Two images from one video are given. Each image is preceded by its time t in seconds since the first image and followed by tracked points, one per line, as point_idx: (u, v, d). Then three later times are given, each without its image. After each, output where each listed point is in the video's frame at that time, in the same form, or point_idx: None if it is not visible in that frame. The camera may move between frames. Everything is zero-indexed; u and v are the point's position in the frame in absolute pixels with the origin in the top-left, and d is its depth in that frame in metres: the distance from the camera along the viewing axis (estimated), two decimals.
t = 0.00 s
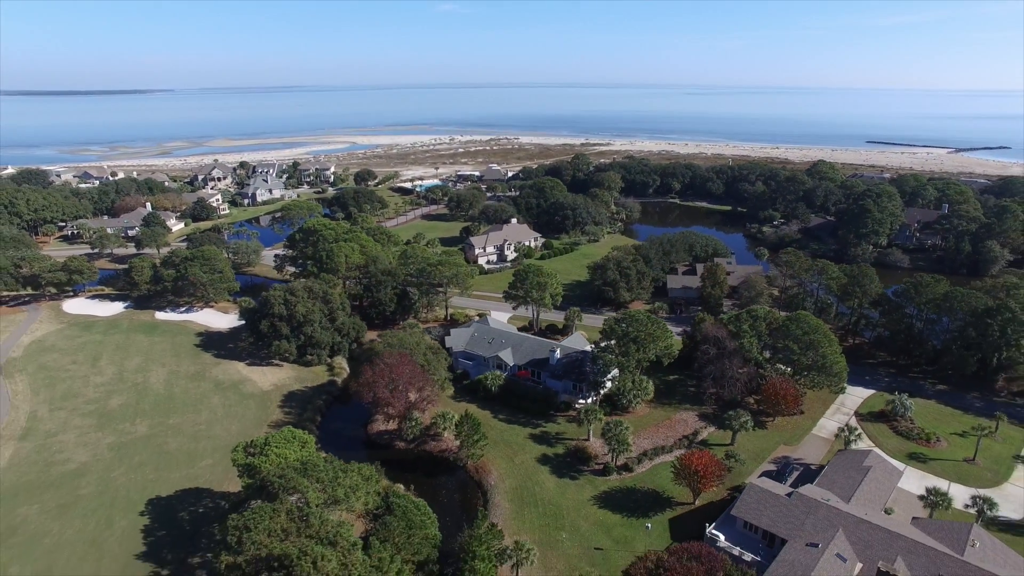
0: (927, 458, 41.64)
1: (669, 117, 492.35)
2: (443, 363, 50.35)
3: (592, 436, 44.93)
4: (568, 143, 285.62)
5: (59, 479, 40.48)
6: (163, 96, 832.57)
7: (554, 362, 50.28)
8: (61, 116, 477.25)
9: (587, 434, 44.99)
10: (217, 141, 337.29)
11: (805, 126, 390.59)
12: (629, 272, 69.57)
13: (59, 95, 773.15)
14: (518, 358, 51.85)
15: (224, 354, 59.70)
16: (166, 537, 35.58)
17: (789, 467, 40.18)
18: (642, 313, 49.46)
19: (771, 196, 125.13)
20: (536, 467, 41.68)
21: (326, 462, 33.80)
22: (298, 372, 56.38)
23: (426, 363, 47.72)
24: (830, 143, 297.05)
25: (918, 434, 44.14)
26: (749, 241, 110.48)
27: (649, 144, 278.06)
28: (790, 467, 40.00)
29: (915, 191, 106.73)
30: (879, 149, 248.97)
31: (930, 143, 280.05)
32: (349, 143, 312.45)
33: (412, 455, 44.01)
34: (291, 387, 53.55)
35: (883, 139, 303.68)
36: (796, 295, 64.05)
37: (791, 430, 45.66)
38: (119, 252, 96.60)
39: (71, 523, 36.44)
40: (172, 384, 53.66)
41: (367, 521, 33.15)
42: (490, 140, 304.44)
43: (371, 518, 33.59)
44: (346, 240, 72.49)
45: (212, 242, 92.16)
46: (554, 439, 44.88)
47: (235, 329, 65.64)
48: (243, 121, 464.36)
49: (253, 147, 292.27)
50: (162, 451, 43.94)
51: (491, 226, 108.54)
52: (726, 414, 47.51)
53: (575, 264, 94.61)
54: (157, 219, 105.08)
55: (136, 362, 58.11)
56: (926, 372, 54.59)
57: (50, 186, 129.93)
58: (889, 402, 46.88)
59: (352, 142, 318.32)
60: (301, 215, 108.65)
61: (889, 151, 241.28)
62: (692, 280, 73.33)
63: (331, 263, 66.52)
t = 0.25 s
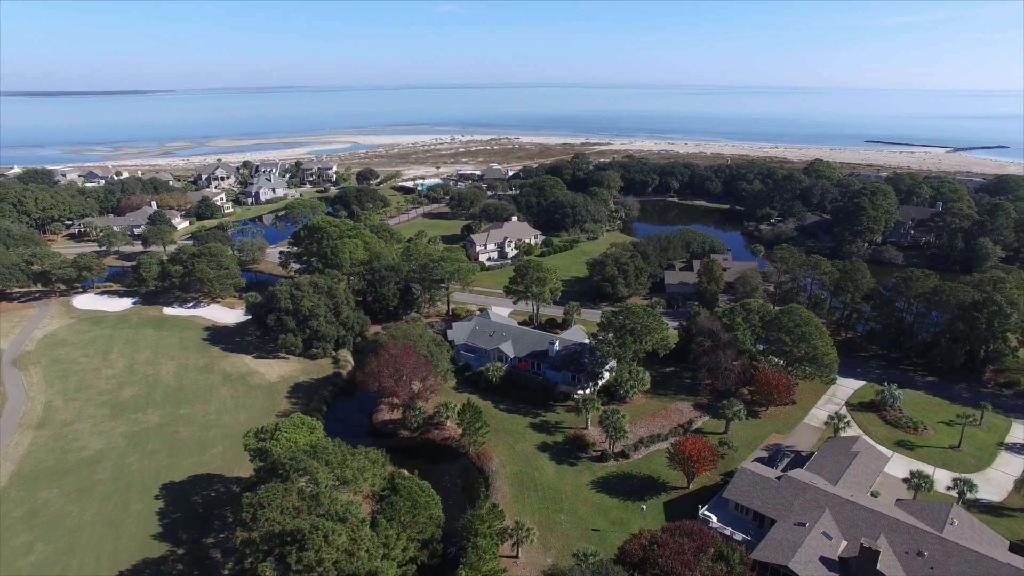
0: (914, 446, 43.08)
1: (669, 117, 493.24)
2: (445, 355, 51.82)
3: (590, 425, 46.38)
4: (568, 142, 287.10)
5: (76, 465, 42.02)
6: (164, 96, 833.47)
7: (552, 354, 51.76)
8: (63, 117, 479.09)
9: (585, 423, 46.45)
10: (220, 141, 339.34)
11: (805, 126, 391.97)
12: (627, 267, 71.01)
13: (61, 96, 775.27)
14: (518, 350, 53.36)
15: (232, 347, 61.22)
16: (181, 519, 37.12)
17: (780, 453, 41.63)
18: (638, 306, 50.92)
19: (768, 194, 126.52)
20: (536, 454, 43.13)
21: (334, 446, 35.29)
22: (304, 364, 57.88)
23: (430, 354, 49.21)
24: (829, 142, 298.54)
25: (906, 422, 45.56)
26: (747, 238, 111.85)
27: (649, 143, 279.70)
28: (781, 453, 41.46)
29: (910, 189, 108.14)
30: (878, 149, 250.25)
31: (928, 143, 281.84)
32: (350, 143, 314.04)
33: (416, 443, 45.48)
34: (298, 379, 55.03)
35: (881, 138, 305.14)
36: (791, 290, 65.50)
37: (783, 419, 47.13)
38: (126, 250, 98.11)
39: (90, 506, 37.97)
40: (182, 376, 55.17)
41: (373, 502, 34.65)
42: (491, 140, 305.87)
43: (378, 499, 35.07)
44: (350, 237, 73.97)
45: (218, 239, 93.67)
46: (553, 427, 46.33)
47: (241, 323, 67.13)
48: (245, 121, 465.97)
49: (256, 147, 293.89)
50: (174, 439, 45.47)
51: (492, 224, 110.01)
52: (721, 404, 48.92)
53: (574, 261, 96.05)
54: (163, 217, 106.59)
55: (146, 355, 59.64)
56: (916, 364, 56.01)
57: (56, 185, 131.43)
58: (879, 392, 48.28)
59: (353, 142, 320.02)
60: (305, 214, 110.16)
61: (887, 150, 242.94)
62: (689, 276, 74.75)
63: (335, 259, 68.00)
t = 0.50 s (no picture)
0: (903, 435, 44.34)
1: (669, 117, 494.72)
2: (447, 348, 53.13)
3: (589, 415, 47.65)
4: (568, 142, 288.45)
5: (90, 453, 43.37)
6: (165, 96, 835.48)
7: (552, 347, 53.04)
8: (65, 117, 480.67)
9: (584, 414, 47.71)
10: (222, 141, 341.05)
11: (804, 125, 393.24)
12: (626, 264, 72.29)
13: (63, 96, 777.02)
14: (519, 344, 54.69)
15: (238, 342, 62.56)
16: (192, 504, 38.46)
17: (773, 442, 42.86)
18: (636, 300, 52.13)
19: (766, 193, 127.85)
20: (536, 443, 44.40)
21: (341, 433, 36.63)
22: (309, 358, 59.22)
23: (432, 347, 50.54)
24: (828, 142, 299.92)
25: (896, 413, 46.77)
26: (744, 236, 113.15)
27: (649, 143, 281.09)
28: (774, 442, 42.70)
29: (906, 188, 109.46)
30: (876, 149, 251.63)
31: (925, 142, 283.49)
32: (351, 143, 315.52)
33: (418, 433, 46.79)
34: (303, 372, 56.36)
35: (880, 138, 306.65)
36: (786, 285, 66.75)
37: (777, 409, 48.41)
38: (131, 248, 99.51)
39: (105, 491, 39.33)
40: (190, 369, 56.53)
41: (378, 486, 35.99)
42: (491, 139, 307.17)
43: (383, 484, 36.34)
44: (353, 234, 75.29)
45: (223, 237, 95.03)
46: (553, 418, 47.61)
47: (247, 319, 68.46)
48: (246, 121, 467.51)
49: (258, 146, 295.54)
50: (184, 429, 46.82)
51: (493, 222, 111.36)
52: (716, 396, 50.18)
53: (574, 258, 97.37)
54: (168, 215, 107.99)
55: (155, 349, 61.01)
56: (908, 357, 57.25)
57: (61, 184, 132.74)
58: (870, 384, 49.49)
59: (354, 141, 321.36)
60: (308, 212, 111.55)
61: (885, 149, 244.36)
62: (687, 272, 76.00)
63: (339, 255, 69.33)
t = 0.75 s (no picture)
0: (891, 424, 45.76)
1: (669, 117, 496.14)
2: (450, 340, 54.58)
3: (587, 405, 49.08)
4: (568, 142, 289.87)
5: (104, 441, 44.88)
6: (166, 96, 837.46)
7: (551, 339, 54.46)
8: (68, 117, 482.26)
9: (583, 403, 49.14)
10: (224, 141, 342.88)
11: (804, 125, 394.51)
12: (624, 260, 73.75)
13: (65, 96, 779.34)
14: (519, 337, 56.19)
15: (245, 336, 64.03)
16: (204, 488, 39.96)
17: (765, 430, 44.31)
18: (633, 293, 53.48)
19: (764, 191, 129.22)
20: (536, 431, 45.86)
21: (348, 419, 38.10)
22: (315, 351, 60.70)
23: (435, 339, 52.02)
24: (827, 142, 301.30)
25: (885, 403, 48.17)
26: (742, 234, 114.49)
27: (648, 142, 282.41)
28: (766, 430, 44.13)
29: (902, 186, 110.79)
30: (875, 148, 253.01)
31: (924, 142, 284.40)
32: (353, 142, 317.03)
33: (422, 422, 48.26)
34: (309, 364, 57.83)
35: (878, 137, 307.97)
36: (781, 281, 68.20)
37: (770, 400, 49.84)
38: (138, 245, 101.02)
39: (120, 476, 40.85)
40: (198, 362, 58.02)
41: (383, 470, 37.46)
42: (492, 139, 308.58)
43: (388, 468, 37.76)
44: (357, 231, 76.78)
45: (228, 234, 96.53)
46: (552, 407, 49.07)
47: (253, 313, 69.95)
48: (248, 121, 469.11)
49: (260, 146, 297.13)
50: (195, 418, 48.32)
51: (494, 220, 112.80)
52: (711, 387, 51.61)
53: (574, 255, 98.80)
54: (173, 213, 109.51)
55: (164, 342, 62.51)
56: (899, 350, 58.62)
57: (67, 183, 134.40)
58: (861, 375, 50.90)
59: (355, 141, 322.83)
60: (312, 210, 113.06)
61: (884, 148, 245.67)
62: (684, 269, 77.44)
63: (343, 251, 70.80)
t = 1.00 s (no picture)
0: (882, 414, 47.01)
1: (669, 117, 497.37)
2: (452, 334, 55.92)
3: (586, 396, 50.41)
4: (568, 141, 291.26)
5: (116, 430, 46.22)
6: (168, 96, 839.44)
7: (551, 333, 55.78)
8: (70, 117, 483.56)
9: (581, 394, 50.47)
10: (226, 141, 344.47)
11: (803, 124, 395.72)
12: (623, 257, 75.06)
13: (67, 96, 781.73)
14: (519, 330, 57.53)
15: (251, 330, 65.37)
16: (214, 475, 41.28)
17: (759, 420, 45.63)
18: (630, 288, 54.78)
19: (762, 190, 130.46)
20: (535, 421, 47.17)
21: (354, 408, 39.44)
22: (319, 345, 62.05)
23: (437, 333, 53.36)
24: (826, 142, 302.67)
25: (876, 394, 49.44)
26: (740, 232, 115.72)
27: (648, 141, 283.54)
28: (759, 420, 45.46)
29: (898, 184, 112.04)
30: (873, 148, 254.27)
31: (922, 141, 286.27)
32: (354, 142, 318.55)
33: (424, 413, 49.58)
34: (314, 357, 59.18)
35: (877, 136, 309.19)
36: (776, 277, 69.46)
37: (764, 391, 51.15)
38: (143, 243, 102.41)
39: (133, 464, 42.18)
40: (206, 355, 59.35)
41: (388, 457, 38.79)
42: (492, 139, 309.95)
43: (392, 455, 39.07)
44: (360, 228, 78.13)
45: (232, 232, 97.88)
46: (551, 398, 50.40)
47: (258, 309, 71.29)
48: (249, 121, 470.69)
49: (261, 146, 298.69)
50: (203, 409, 49.67)
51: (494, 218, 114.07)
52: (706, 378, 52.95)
53: (573, 252, 100.13)
54: (178, 212, 110.89)
55: (171, 337, 63.86)
56: (891, 344, 59.89)
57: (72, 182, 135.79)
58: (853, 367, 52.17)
59: (357, 141, 324.32)
60: (315, 208, 114.42)
61: (883, 148, 246.87)
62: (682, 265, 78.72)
63: (346, 248, 72.15)
